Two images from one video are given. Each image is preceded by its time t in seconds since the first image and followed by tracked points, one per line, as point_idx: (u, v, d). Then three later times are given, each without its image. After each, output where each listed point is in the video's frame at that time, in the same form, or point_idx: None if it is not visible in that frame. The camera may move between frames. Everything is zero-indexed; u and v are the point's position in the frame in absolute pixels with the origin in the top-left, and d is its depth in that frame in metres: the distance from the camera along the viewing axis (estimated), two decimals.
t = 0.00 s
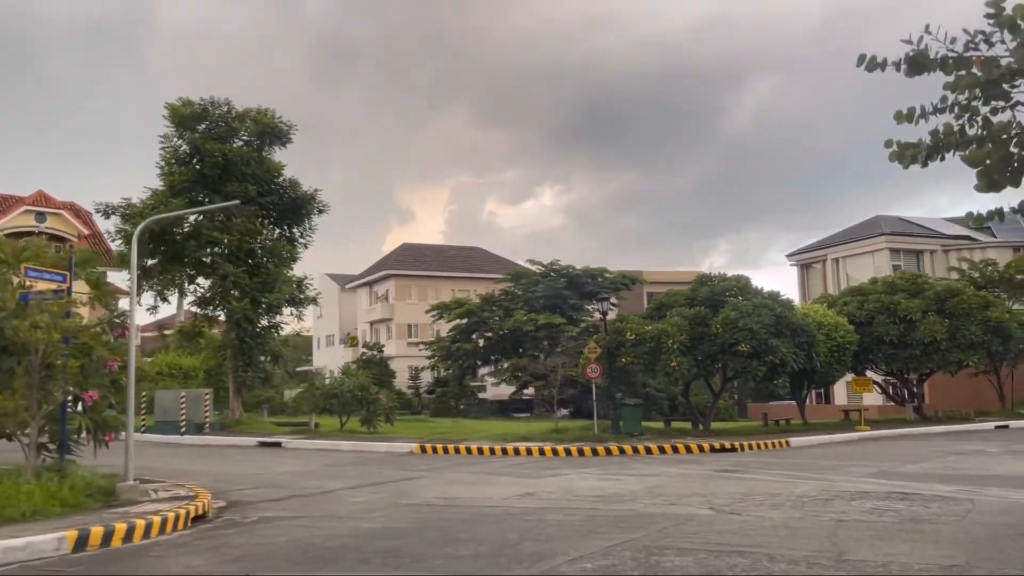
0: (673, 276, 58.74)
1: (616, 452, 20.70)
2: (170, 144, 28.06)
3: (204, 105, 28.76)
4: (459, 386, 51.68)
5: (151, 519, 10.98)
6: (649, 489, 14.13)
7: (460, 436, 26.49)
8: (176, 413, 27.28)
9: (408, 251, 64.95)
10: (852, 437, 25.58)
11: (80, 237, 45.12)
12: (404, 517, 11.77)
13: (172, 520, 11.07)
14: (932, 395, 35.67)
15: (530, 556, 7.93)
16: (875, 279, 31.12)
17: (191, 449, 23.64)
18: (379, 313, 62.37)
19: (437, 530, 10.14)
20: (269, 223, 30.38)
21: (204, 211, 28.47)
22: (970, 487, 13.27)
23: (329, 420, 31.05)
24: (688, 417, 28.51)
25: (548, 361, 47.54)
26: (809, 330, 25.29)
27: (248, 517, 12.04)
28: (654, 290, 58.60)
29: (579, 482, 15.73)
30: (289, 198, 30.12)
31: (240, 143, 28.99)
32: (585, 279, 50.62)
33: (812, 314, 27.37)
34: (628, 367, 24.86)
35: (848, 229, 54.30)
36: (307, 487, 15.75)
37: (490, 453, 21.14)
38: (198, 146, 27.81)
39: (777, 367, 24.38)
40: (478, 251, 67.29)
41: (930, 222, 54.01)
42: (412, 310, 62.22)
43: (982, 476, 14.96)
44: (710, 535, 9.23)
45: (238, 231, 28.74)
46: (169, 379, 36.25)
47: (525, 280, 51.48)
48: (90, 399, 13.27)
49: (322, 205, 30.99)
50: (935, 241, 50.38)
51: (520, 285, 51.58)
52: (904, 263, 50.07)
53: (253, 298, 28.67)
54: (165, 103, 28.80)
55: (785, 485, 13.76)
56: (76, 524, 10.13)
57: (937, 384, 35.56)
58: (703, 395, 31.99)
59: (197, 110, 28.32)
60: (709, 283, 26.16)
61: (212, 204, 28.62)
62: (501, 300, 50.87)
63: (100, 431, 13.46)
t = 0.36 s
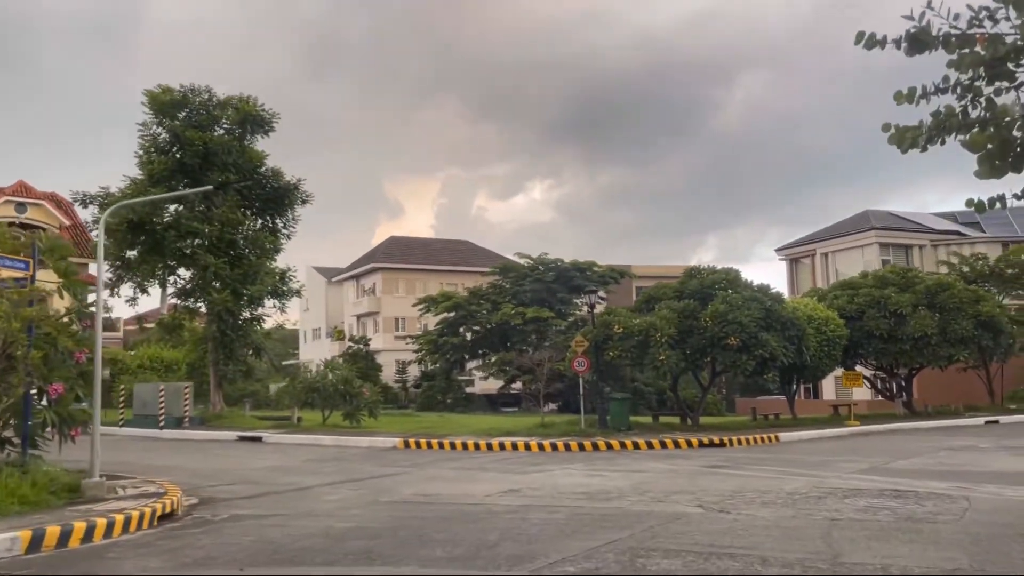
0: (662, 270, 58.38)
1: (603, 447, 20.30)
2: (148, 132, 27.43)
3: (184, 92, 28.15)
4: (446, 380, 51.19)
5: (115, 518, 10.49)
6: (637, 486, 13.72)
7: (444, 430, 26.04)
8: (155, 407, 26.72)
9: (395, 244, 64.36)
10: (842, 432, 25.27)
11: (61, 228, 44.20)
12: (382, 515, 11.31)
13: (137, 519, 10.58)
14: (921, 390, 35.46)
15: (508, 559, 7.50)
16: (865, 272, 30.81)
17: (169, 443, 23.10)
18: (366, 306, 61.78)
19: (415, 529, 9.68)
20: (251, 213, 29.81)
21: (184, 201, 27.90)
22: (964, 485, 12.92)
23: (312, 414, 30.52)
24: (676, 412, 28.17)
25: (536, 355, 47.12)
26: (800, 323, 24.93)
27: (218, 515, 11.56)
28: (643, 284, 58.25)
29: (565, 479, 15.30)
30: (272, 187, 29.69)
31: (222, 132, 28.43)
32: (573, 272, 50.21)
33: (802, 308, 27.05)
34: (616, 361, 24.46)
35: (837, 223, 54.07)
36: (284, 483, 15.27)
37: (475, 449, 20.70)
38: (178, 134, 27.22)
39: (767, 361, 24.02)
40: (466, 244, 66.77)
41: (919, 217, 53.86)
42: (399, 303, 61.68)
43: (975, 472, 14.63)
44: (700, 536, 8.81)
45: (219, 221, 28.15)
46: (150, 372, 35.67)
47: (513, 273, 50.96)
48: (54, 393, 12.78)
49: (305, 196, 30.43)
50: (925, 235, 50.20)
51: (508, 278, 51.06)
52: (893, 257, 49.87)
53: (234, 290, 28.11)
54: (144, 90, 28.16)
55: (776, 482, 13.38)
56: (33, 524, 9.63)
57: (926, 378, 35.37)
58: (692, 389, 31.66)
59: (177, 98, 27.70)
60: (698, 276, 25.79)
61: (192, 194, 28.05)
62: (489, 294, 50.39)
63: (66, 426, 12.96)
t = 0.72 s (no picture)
0: (652, 264, 58.01)
1: (591, 443, 19.87)
2: (128, 118, 26.78)
3: (166, 78, 27.53)
4: (434, 374, 50.68)
5: (75, 520, 9.96)
6: (626, 485, 13.28)
7: (430, 425, 25.56)
8: (134, 400, 26.14)
9: (384, 236, 63.72)
10: (834, 428, 24.93)
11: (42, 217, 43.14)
12: (359, 516, 10.82)
13: (99, 520, 10.07)
14: (912, 385, 35.26)
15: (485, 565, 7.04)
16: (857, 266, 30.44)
17: (147, 438, 22.55)
18: (354, 299, 61.19)
19: (391, 533, 9.20)
20: (233, 204, 29.24)
21: (164, 190, 27.29)
22: (962, 484, 12.54)
23: (295, 408, 29.98)
24: (666, 407, 27.79)
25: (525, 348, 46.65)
26: (792, 318, 24.52)
27: (187, 515, 11.06)
28: (633, 277, 57.86)
29: (552, 476, 14.87)
30: (255, 176, 29.16)
31: (204, 119, 27.84)
32: (562, 265, 49.77)
33: (794, 302, 26.68)
34: (605, 355, 24.02)
35: (828, 217, 53.81)
36: (260, 481, 14.76)
37: (461, 444, 20.23)
38: (158, 122, 26.59)
39: (759, 357, 23.62)
40: (456, 237, 66.21)
41: (910, 211, 53.68)
42: (388, 296, 61.12)
43: (971, 470, 14.27)
44: (691, 541, 8.35)
45: (200, 211, 27.53)
46: (132, 365, 35.06)
47: (502, 266, 50.42)
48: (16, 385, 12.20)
49: (290, 186, 29.86)
50: (916, 230, 49.99)
51: (497, 271, 50.52)
52: (884, 251, 49.61)
53: (216, 282, 27.51)
54: (124, 76, 27.50)
55: (768, 481, 12.96)
56: None
57: (917, 373, 35.16)
58: (681, 384, 31.28)
59: (158, 84, 27.07)
60: (689, 269, 25.37)
61: (173, 182, 27.43)
62: (477, 286, 49.88)
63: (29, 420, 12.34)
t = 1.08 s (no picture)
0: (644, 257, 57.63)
1: (580, 437, 19.45)
2: (108, 105, 26.13)
3: (147, 64, 26.90)
4: (424, 367, 50.33)
5: (36, 518, 9.46)
6: (615, 481, 12.87)
7: (417, 419, 25.11)
8: (114, 393, 25.56)
9: (373, 228, 63.13)
10: (827, 423, 24.60)
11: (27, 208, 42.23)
12: (336, 514, 10.35)
13: (61, 518, 9.57)
14: (904, 380, 35.04)
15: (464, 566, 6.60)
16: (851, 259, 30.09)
17: (126, 432, 22.03)
18: (343, 291, 60.57)
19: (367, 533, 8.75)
20: (218, 193, 28.67)
21: (146, 178, 26.65)
22: (960, 481, 12.18)
23: (280, 401, 29.44)
24: (657, 402, 27.42)
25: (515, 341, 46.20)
26: (785, 311, 24.14)
27: (156, 512, 10.58)
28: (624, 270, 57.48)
29: (539, 472, 14.45)
30: (240, 165, 28.63)
31: (186, 106, 27.25)
32: (553, 257, 49.29)
33: (787, 295, 26.31)
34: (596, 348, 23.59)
35: (821, 211, 53.50)
36: (238, 476, 14.28)
37: (447, 438, 19.80)
38: (139, 108, 25.97)
39: (751, 350, 23.23)
40: (446, 230, 65.67)
41: (903, 205, 53.37)
42: (377, 288, 60.52)
43: (969, 467, 13.92)
44: (682, 542, 7.92)
45: (183, 200, 26.92)
46: (114, 357, 34.44)
47: (493, 259, 49.91)
48: None
49: (275, 175, 29.28)
50: (908, 224, 49.68)
51: (488, 264, 49.93)
52: (877, 245, 49.35)
53: (199, 272, 26.94)
54: (104, 61, 26.85)
55: (761, 478, 12.56)
56: None
57: (909, 368, 34.96)
58: (673, 378, 30.92)
59: (140, 69, 26.45)
60: (681, 261, 24.95)
61: (155, 170, 26.80)
62: (467, 279, 49.37)
63: None
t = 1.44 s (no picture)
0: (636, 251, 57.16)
1: (569, 431, 18.96)
2: (87, 89, 25.46)
3: (127, 48, 26.28)
4: (413, 361, 49.95)
5: None
6: (604, 476, 12.37)
7: (403, 412, 24.58)
8: (93, 385, 24.91)
9: (363, 220, 62.49)
10: (821, 417, 24.18)
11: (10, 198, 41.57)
12: (310, 510, 9.82)
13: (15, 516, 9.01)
14: (897, 375, 34.76)
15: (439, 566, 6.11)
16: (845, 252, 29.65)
17: (103, 425, 21.43)
18: (332, 284, 59.91)
19: (340, 532, 8.24)
20: (200, 182, 28.03)
21: (126, 165, 25.97)
22: (962, 476, 11.72)
23: (264, 395, 28.82)
24: (649, 396, 26.96)
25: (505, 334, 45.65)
26: (779, 303, 23.68)
27: (119, 509, 10.03)
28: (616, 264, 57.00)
29: (525, 466, 13.94)
30: (223, 153, 28.08)
31: (167, 92, 26.63)
32: (544, 250, 48.76)
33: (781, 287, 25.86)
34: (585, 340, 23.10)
35: (814, 204, 53.12)
36: (211, 471, 13.72)
37: (433, 432, 19.28)
38: (118, 93, 25.37)
39: (744, 343, 22.76)
40: (437, 223, 65.07)
41: (896, 199, 53.06)
42: (366, 282, 59.87)
43: (969, 461, 13.49)
44: (674, 540, 7.44)
45: (163, 188, 26.26)
46: (96, 350, 33.79)
47: (483, 251, 49.28)
48: None
49: (259, 164, 28.64)
50: (901, 217, 49.33)
51: (478, 257, 49.35)
52: (870, 239, 48.98)
53: (180, 262, 26.30)
54: (82, 46, 26.24)
55: (754, 473, 12.09)
56: None
57: (902, 362, 34.72)
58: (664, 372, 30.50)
59: (119, 54, 25.83)
60: (672, 251, 24.49)
61: (134, 157, 26.11)
62: (457, 272, 48.78)
63: None
